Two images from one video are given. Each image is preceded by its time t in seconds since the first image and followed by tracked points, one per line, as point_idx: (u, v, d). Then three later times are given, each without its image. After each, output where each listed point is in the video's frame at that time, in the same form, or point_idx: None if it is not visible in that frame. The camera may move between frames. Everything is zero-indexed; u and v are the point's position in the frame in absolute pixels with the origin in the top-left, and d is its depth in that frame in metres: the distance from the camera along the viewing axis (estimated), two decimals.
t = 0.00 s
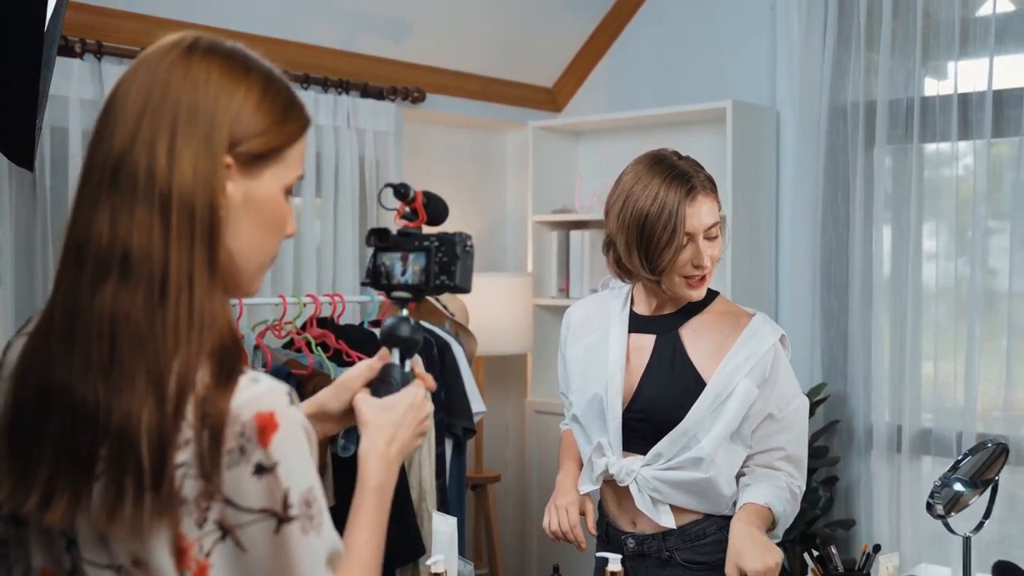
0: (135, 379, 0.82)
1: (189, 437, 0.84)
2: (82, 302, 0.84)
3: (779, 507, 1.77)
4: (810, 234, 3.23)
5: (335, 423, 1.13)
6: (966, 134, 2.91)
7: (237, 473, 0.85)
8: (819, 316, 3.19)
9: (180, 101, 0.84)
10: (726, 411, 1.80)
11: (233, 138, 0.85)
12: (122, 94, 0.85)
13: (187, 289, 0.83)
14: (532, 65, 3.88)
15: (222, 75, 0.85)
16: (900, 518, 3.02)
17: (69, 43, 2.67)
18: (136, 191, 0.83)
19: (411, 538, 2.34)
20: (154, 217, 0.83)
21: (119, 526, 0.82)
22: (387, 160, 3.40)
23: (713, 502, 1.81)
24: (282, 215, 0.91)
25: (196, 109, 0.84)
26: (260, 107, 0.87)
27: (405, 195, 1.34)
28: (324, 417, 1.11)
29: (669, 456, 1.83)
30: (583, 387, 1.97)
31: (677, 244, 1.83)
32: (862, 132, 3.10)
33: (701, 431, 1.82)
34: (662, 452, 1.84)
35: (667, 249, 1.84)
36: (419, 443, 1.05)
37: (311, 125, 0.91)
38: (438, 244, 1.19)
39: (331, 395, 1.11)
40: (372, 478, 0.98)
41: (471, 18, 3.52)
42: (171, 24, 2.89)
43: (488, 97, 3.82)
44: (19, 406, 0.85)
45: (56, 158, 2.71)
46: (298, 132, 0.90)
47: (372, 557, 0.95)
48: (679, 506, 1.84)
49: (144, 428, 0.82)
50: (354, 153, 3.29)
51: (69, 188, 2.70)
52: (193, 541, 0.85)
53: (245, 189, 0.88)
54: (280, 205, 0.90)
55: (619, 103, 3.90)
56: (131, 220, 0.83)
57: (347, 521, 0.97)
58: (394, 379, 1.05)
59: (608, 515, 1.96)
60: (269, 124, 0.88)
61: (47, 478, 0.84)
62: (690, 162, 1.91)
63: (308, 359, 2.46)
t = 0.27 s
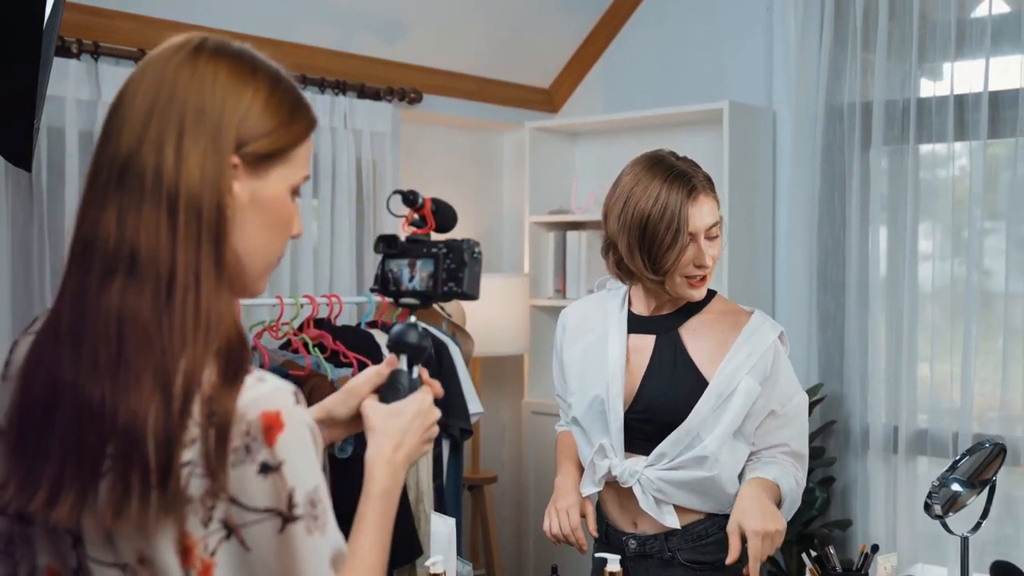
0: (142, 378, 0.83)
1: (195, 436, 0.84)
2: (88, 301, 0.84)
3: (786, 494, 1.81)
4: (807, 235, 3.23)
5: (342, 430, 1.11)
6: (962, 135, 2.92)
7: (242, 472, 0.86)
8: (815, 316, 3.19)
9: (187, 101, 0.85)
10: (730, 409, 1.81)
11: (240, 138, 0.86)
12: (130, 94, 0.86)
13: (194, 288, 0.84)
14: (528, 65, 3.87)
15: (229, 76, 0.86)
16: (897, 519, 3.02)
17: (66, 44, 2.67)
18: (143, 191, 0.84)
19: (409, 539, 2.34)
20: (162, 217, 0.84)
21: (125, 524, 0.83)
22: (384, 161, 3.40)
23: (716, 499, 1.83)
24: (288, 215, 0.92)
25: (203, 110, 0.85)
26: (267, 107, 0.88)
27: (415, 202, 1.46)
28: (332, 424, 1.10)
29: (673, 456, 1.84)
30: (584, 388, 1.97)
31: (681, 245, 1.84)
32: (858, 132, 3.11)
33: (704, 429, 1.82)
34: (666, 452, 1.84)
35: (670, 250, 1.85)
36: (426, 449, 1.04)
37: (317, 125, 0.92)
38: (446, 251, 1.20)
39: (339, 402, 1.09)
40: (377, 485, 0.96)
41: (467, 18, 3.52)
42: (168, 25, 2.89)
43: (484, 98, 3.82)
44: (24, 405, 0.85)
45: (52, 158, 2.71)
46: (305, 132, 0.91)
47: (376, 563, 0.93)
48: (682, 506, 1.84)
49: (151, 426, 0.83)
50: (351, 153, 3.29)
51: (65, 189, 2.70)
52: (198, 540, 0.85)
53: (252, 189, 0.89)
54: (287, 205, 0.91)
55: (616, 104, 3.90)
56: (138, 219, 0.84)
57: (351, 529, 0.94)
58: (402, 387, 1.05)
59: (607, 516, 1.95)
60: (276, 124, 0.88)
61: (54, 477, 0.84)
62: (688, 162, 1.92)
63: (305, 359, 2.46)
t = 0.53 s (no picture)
0: (146, 377, 0.83)
1: (199, 434, 0.84)
2: (94, 300, 0.85)
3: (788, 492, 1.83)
4: (800, 236, 3.23)
5: (348, 435, 1.14)
6: (955, 136, 2.93)
7: (246, 470, 0.85)
8: (809, 317, 3.20)
9: (192, 101, 0.85)
10: (732, 405, 1.82)
11: (245, 138, 0.86)
12: (135, 94, 0.86)
13: (198, 288, 0.85)
14: (522, 66, 3.87)
15: (234, 75, 0.86)
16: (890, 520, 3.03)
17: (59, 44, 2.66)
18: (148, 190, 0.85)
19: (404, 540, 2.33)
20: (167, 216, 0.84)
21: (129, 521, 0.84)
22: (377, 161, 3.40)
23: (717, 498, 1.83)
24: (293, 215, 0.92)
25: (208, 110, 0.85)
26: (272, 107, 0.88)
27: (423, 210, 1.52)
28: (338, 429, 1.13)
29: (676, 455, 1.83)
30: (582, 390, 1.96)
31: (680, 245, 1.84)
32: (852, 133, 3.11)
33: (707, 427, 1.83)
34: (670, 450, 1.84)
35: (670, 251, 1.85)
36: (430, 457, 1.04)
37: (322, 125, 0.92)
38: (453, 260, 1.33)
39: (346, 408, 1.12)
40: (380, 490, 0.96)
41: (461, 19, 3.52)
42: (162, 25, 2.89)
43: (478, 99, 3.82)
44: (30, 405, 0.87)
45: (45, 159, 2.70)
46: (310, 131, 0.91)
47: (377, 568, 0.93)
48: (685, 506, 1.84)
49: (155, 425, 0.83)
50: (345, 153, 3.28)
51: (58, 190, 2.70)
52: (201, 538, 0.85)
53: (256, 188, 0.89)
54: (292, 205, 0.91)
55: (610, 105, 3.90)
56: (143, 219, 0.84)
57: (354, 533, 0.95)
58: (408, 394, 1.05)
59: (603, 517, 1.95)
60: (281, 124, 0.88)
61: (57, 474, 0.85)
62: (681, 162, 1.93)
63: (298, 360, 2.45)
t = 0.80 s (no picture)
0: (153, 373, 0.83)
1: (205, 430, 0.85)
2: (101, 296, 0.85)
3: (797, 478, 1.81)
4: (794, 237, 3.23)
5: (355, 443, 1.15)
6: (949, 138, 2.93)
7: (251, 467, 0.86)
8: (803, 317, 3.20)
9: (199, 100, 0.85)
10: (733, 401, 1.84)
11: (252, 137, 0.86)
12: (142, 92, 0.86)
13: (206, 286, 0.85)
14: (517, 66, 3.87)
15: (241, 74, 0.86)
16: (883, 520, 3.04)
17: (53, 44, 2.66)
18: (155, 188, 0.84)
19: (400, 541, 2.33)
20: (174, 215, 0.84)
21: (135, 518, 0.84)
22: (372, 161, 3.39)
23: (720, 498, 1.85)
24: (299, 214, 0.92)
25: (216, 108, 0.85)
26: (279, 106, 0.88)
27: (430, 218, 1.59)
28: (344, 435, 1.14)
29: (682, 455, 1.84)
30: (581, 393, 1.95)
31: (677, 245, 1.85)
32: (846, 134, 3.12)
33: (713, 425, 1.84)
34: (675, 450, 1.84)
35: (667, 250, 1.85)
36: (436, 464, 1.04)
37: (328, 124, 0.92)
38: (461, 267, 1.36)
39: (353, 414, 1.14)
40: (385, 496, 0.96)
41: (455, 19, 3.52)
42: (157, 25, 2.88)
43: (472, 99, 3.82)
44: (38, 400, 0.88)
45: (39, 158, 2.69)
46: (316, 130, 0.91)
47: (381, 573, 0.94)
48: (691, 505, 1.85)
49: (161, 422, 0.83)
50: (339, 153, 3.28)
51: (52, 190, 2.70)
52: (207, 534, 0.86)
53: (263, 187, 0.89)
54: (297, 204, 0.91)
55: (604, 106, 3.90)
56: (150, 217, 0.84)
57: (358, 536, 0.95)
58: (414, 401, 1.06)
59: (603, 520, 1.94)
60: (287, 123, 0.89)
61: (65, 469, 0.86)
62: (674, 161, 1.93)
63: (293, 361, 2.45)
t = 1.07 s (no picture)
0: (166, 370, 0.89)
1: (217, 427, 0.91)
2: (116, 294, 0.91)
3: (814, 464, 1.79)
4: (792, 239, 3.23)
5: (365, 449, 1.18)
6: (946, 139, 2.94)
7: (262, 465, 0.92)
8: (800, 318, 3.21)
9: (212, 102, 0.90)
10: (740, 397, 1.84)
11: (264, 138, 0.92)
12: (156, 95, 0.92)
13: (218, 282, 0.91)
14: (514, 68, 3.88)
15: (253, 77, 0.92)
16: (880, 520, 3.04)
17: (50, 43, 2.66)
18: (169, 187, 0.90)
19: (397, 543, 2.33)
20: (188, 212, 0.90)
21: (148, 511, 0.90)
22: (369, 162, 3.40)
23: (736, 489, 1.85)
24: (309, 212, 0.98)
25: (228, 110, 0.90)
26: (289, 108, 0.94)
27: (443, 224, 1.49)
28: (355, 442, 1.17)
29: (692, 454, 1.84)
30: (586, 397, 1.95)
31: (675, 244, 1.85)
32: (843, 136, 3.13)
33: (721, 423, 1.84)
34: (685, 450, 1.84)
35: (666, 250, 1.86)
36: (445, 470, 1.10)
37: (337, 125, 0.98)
38: (471, 274, 1.37)
39: (365, 419, 1.16)
40: (393, 500, 1.02)
41: (453, 21, 3.52)
42: (155, 25, 2.89)
43: (469, 100, 3.82)
44: (49, 398, 0.93)
45: (36, 158, 2.69)
46: (325, 131, 0.97)
47: None
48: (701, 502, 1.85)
49: (174, 418, 0.89)
50: (337, 154, 3.28)
51: (49, 191, 2.70)
52: (218, 531, 0.92)
53: (274, 186, 0.95)
54: (308, 203, 0.98)
55: (601, 107, 3.91)
56: (163, 217, 0.90)
57: (366, 540, 1.00)
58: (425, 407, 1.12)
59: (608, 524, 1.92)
60: (297, 124, 0.95)
61: (78, 466, 0.92)
62: (669, 161, 1.94)
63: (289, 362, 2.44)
